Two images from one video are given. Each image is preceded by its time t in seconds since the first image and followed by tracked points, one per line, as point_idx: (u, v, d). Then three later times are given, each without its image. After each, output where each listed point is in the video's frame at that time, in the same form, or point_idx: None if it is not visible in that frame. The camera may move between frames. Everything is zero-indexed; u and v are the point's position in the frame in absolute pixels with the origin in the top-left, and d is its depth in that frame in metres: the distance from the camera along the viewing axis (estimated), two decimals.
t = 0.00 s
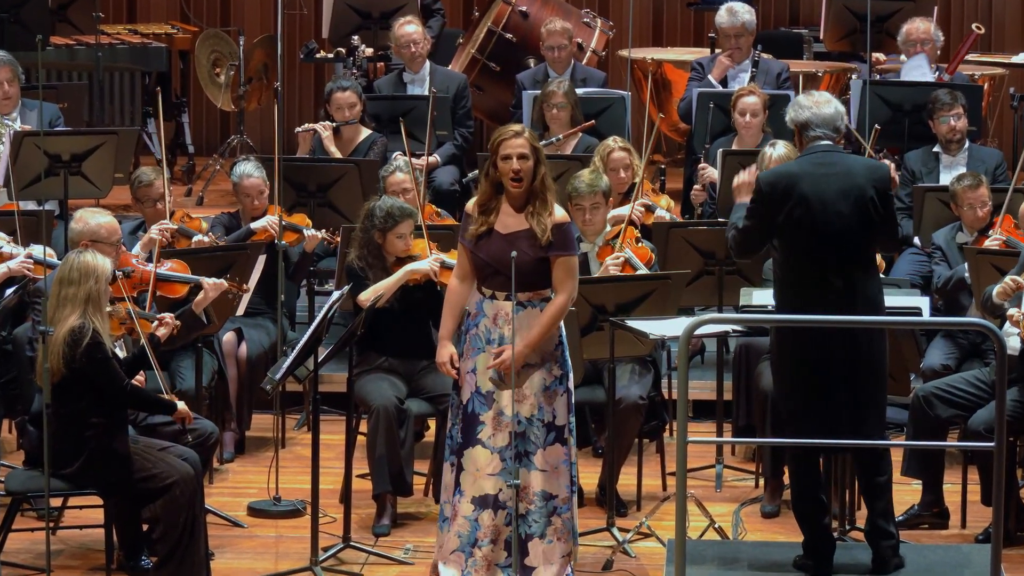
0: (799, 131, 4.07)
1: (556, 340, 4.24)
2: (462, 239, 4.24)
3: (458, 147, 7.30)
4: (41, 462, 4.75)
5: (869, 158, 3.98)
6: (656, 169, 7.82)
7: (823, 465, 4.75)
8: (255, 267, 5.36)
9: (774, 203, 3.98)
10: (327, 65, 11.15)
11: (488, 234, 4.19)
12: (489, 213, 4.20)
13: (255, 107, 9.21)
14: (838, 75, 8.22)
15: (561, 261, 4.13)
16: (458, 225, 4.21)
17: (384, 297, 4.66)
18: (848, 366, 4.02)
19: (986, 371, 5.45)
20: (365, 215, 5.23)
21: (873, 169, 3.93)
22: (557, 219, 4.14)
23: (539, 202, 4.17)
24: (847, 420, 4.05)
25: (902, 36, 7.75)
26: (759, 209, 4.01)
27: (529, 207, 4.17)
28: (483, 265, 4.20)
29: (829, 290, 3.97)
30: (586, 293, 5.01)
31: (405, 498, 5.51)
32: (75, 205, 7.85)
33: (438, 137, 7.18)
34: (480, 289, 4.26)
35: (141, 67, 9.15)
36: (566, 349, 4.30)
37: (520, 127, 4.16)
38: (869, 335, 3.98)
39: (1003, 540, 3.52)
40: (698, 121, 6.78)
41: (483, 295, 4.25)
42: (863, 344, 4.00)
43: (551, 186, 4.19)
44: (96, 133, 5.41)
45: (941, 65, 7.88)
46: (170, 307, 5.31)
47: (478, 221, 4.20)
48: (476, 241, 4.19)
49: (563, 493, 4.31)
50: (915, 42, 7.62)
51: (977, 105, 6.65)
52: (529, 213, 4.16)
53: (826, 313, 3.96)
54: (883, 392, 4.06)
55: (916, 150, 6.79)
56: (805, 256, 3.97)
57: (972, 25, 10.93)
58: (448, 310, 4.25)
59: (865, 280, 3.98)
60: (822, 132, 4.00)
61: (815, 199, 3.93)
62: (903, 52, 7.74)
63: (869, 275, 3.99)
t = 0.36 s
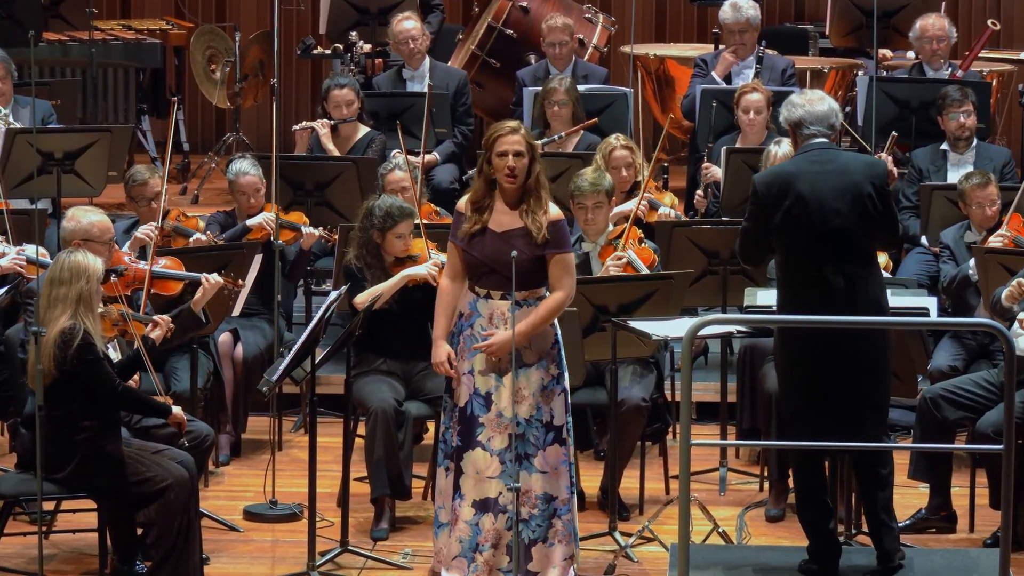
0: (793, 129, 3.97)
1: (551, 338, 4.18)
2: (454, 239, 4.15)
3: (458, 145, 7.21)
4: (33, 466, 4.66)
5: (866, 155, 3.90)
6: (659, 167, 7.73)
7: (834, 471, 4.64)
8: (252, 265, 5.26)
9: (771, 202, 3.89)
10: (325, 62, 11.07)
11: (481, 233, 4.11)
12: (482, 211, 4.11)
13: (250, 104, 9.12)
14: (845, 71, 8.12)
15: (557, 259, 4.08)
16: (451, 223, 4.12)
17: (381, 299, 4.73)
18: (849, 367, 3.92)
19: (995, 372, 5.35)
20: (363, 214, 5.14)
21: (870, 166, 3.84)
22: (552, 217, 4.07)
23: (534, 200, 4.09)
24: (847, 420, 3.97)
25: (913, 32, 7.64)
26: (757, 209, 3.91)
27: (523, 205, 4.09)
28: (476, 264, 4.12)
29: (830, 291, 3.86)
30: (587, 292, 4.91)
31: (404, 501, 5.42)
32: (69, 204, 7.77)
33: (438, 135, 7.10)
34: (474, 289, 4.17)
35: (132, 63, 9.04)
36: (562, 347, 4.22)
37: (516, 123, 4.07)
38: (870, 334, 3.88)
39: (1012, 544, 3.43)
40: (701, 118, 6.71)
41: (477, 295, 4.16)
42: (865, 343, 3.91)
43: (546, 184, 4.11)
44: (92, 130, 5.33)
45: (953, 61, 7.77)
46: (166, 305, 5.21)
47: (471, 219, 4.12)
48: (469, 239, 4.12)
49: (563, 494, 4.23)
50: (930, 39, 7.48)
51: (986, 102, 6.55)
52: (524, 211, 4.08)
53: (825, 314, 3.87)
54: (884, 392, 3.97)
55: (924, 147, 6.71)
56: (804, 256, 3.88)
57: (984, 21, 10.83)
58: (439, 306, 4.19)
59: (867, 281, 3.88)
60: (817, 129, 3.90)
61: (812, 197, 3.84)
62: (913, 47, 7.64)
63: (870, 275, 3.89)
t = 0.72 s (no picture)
0: (801, 131, 3.88)
1: (548, 336, 4.11)
2: (447, 239, 4.06)
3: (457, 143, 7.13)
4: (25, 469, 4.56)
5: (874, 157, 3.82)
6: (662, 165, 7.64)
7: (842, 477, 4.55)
8: (249, 265, 5.16)
9: (779, 203, 3.79)
10: (322, 58, 10.99)
11: (475, 231, 4.02)
12: (476, 209, 4.03)
13: (246, 100, 9.02)
14: (851, 67, 8.03)
15: (554, 255, 4.02)
16: (444, 222, 4.02)
17: (380, 299, 4.67)
18: (857, 367, 3.84)
19: (1003, 374, 5.26)
20: (361, 213, 5.06)
21: (880, 167, 3.76)
22: (548, 213, 4.01)
23: (528, 196, 4.02)
24: (859, 423, 3.88)
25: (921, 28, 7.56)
26: (765, 210, 3.81)
27: (518, 202, 4.02)
28: (471, 262, 4.03)
29: (838, 293, 3.77)
30: (588, 292, 4.82)
31: (402, 505, 5.33)
32: (63, 202, 7.68)
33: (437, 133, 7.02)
34: (470, 290, 4.07)
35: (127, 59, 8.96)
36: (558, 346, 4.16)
37: (510, 121, 4.01)
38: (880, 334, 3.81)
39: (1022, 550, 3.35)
40: (705, 116, 6.64)
41: (472, 295, 4.06)
42: (873, 342, 3.83)
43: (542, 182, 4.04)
44: (84, 128, 5.24)
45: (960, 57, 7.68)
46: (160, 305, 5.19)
47: (464, 217, 4.02)
48: (462, 237, 4.02)
49: (563, 495, 4.16)
50: (938, 36, 7.39)
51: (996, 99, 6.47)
52: (520, 208, 4.01)
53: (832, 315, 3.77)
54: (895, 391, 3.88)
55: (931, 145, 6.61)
56: (814, 257, 3.79)
57: (993, 17, 10.74)
58: (434, 307, 4.05)
59: (877, 281, 3.79)
60: (826, 131, 3.82)
61: (822, 198, 3.75)
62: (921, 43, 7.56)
63: (878, 276, 3.80)
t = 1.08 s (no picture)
0: (815, 127, 3.79)
1: (550, 335, 4.03)
2: (446, 239, 3.98)
3: (455, 141, 7.05)
4: (18, 472, 4.48)
5: (890, 155, 3.74)
6: (665, 162, 7.56)
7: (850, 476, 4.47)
8: (243, 267, 5.10)
9: (796, 200, 3.69)
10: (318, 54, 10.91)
11: (475, 230, 3.94)
12: (475, 208, 3.95)
13: (242, 97, 8.97)
14: (857, 63, 7.95)
15: (555, 254, 3.93)
16: (443, 221, 3.94)
17: (379, 300, 4.57)
18: (873, 370, 3.75)
19: (1012, 375, 5.17)
20: (358, 212, 4.98)
21: (898, 164, 3.68)
22: (548, 211, 3.93)
23: (529, 193, 3.94)
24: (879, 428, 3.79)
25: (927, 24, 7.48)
26: (783, 207, 3.71)
27: (519, 199, 3.94)
28: (472, 262, 3.95)
29: (861, 290, 3.67)
30: (589, 292, 4.74)
31: (401, 509, 5.24)
32: (57, 202, 7.59)
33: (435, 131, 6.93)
34: (471, 290, 3.98)
35: (123, 56, 8.86)
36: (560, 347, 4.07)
37: (511, 118, 3.94)
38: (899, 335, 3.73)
39: None
40: (708, 113, 6.53)
41: (473, 295, 3.98)
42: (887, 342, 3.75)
43: (542, 180, 3.96)
44: (76, 126, 5.16)
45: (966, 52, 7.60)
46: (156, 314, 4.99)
47: (464, 215, 3.94)
48: (462, 236, 3.94)
49: (564, 498, 4.06)
50: (944, 32, 7.32)
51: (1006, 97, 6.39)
52: (520, 206, 3.93)
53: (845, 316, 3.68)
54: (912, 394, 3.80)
55: (939, 142, 6.53)
56: (834, 255, 3.69)
57: (999, 12, 10.65)
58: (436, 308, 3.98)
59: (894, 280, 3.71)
60: (842, 127, 3.73)
61: (842, 195, 3.66)
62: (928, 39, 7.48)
63: (896, 275, 3.72)
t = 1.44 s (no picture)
0: (832, 122, 3.79)
1: (560, 333, 3.95)
2: (453, 239, 3.89)
3: (455, 138, 6.96)
4: (9, 476, 4.38)
5: (906, 148, 3.74)
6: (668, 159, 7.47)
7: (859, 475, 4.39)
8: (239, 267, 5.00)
9: (814, 192, 3.68)
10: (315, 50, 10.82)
11: (481, 228, 3.86)
12: (482, 206, 3.86)
13: (237, 94, 8.89)
14: (863, 59, 7.86)
15: (564, 249, 3.85)
16: (450, 220, 3.87)
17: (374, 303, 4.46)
18: (889, 370, 3.82)
19: (1021, 377, 5.08)
20: (355, 211, 4.88)
21: (916, 158, 3.69)
22: (556, 207, 3.84)
23: (535, 190, 3.86)
24: (900, 427, 3.87)
25: (934, 19, 7.38)
26: (800, 200, 3.70)
27: (525, 197, 3.86)
28: (480, 261, 3.86)
29: (877, 284, 3.66)
30: (593, 292, 4.65)
31: (399, 512, 5.15)
32: (50, 200, 7.50)
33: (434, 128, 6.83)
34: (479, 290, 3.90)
35: (117, 53, 8.76)
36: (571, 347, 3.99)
37: (518, 114, 3.84)
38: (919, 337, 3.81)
39: None
40: (711, 110, 6.45)
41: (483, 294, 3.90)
42: (904, 342, 3.83)
43: (548, 176, 3.87)
44: (70, 123, 5.08)
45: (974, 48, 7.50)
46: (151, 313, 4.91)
47: (470, 214, 3.86)
48: (468, 235, 3.86)
49: (573, 499, 3.98)
50: (952, 28, 7.21)
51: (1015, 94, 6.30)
52: (527, 203, 3.84)
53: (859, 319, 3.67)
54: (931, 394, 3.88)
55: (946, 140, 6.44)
56: (850, 248, 3.68)
57: (1005, 8, 10.55)
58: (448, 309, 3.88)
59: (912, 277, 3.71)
60: (859, 120, 3.73)
61: (860, 186, 3.65)
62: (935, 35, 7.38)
63: (914, 270, 3.71)
